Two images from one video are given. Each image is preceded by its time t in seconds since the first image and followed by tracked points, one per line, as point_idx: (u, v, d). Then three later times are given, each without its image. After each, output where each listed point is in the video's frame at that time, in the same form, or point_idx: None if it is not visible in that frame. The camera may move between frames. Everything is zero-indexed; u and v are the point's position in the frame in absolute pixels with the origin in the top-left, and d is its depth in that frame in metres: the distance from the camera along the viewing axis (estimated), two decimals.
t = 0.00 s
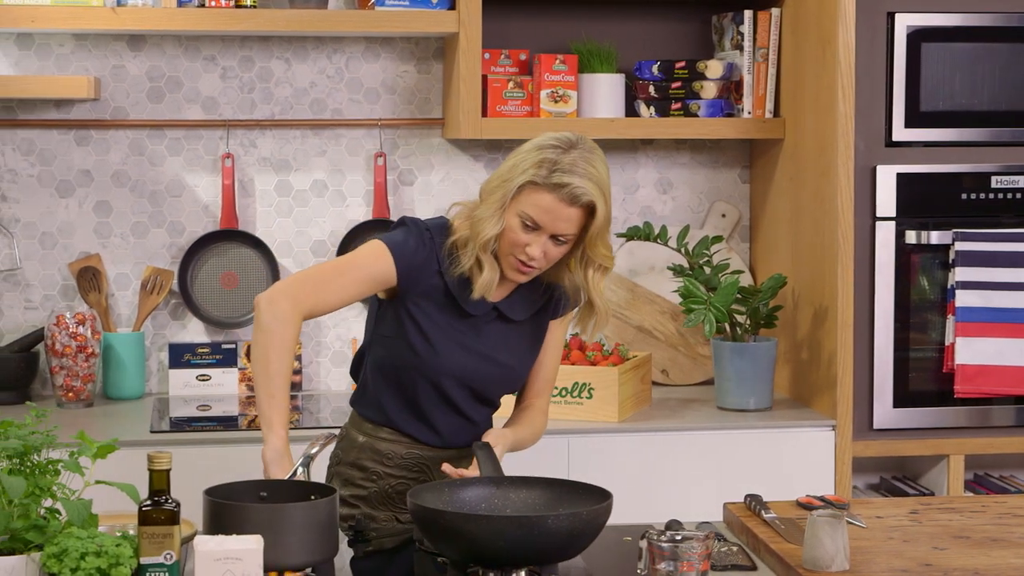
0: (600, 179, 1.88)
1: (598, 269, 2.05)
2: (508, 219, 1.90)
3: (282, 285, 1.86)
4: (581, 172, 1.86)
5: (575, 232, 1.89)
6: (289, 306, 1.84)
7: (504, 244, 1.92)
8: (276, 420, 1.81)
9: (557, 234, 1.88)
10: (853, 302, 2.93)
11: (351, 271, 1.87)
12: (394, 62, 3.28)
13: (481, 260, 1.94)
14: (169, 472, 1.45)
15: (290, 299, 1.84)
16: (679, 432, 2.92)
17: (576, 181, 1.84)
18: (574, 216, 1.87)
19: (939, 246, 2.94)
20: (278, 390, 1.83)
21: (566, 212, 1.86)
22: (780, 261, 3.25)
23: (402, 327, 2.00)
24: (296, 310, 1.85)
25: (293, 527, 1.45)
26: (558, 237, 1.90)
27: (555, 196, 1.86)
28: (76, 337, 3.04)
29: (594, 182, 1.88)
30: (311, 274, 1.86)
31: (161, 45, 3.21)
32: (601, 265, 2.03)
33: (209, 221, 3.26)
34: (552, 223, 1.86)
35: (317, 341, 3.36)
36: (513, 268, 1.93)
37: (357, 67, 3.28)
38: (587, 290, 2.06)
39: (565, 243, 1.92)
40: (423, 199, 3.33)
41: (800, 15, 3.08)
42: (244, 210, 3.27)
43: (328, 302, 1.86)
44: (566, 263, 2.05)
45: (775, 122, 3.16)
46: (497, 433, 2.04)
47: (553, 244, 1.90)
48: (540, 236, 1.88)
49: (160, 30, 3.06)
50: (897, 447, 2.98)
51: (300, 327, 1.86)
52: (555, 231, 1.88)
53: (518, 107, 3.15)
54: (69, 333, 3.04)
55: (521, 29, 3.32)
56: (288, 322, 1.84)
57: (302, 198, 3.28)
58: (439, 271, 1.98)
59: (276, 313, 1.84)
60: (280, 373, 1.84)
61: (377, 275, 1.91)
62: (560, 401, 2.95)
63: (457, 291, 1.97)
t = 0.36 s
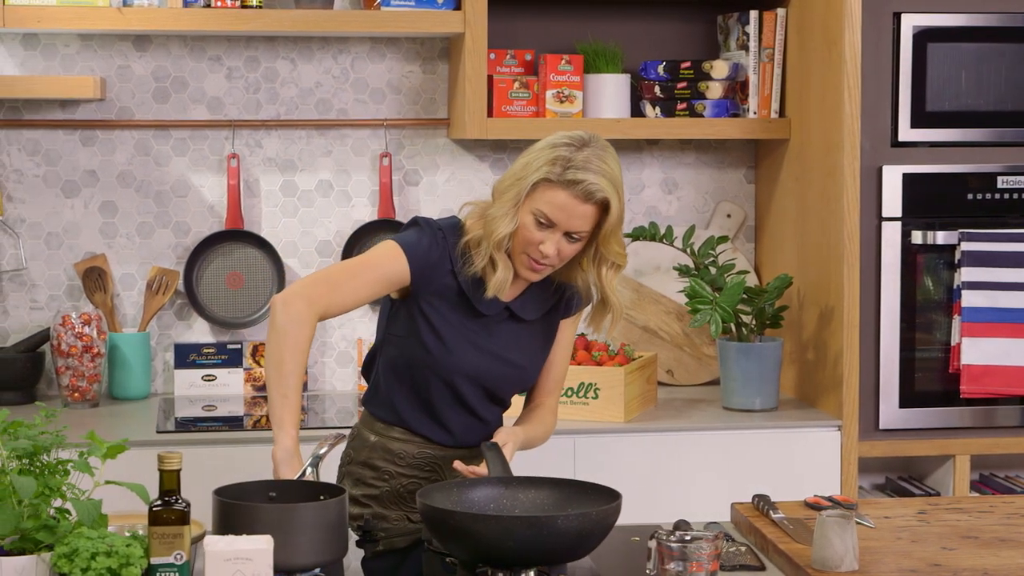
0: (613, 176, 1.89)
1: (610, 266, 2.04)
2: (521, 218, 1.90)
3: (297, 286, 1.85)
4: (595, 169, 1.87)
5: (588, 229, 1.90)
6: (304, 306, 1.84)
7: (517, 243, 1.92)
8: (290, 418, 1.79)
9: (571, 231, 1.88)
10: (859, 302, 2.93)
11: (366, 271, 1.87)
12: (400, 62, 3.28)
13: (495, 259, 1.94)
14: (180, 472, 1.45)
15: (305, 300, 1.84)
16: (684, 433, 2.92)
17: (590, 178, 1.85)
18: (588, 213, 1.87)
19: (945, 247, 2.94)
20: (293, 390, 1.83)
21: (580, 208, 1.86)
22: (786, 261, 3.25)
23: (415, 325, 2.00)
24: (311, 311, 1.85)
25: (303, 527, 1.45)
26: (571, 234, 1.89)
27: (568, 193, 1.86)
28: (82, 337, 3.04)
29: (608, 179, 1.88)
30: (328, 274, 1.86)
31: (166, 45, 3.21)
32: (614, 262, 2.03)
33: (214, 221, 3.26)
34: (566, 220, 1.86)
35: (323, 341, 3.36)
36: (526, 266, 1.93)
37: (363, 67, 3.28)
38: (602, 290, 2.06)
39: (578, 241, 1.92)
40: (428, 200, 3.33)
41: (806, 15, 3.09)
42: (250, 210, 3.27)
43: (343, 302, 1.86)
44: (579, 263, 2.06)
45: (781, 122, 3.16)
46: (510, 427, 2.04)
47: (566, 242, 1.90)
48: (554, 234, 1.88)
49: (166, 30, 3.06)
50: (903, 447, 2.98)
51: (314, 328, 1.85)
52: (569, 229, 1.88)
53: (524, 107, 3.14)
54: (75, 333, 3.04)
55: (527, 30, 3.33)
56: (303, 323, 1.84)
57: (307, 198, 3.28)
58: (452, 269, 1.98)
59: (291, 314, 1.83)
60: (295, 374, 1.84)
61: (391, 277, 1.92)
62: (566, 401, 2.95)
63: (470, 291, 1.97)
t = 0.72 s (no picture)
0: (609, 160, 1.90)
1: (608, 253, 2.04)
2: (519, 204, 1.91)
3: (297, 287, 1.85)
4: (590, 152, 1.88)
5: (586, 213, 1.90)
6: (305, 306, 1.84)
7: (515, 230, 1.92)
8: (294, 418, 1.79)
9: (568, 215, 1.89)
10: (862, 301, 2.93)
11: (367, 270, 1.88)
12: (403, 62, 3.28)
13: (493, 248, 1.95)
14: (186, 472, 1.45)
15: (306, 299, 1.84)
16: (688, 433, 2.92)
17: (586, 159, 1.86)
18: (584, 196, 1.88)
19: (949, 247, 2.94)
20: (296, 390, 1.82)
21: (577, 191, 1.87)
22: (789, 261, 3.25)
23: (419, 321, 2.01)
24: (313, 311, 1.85)
25: (309, 527, 1.45)
26: (569, 219, 1.90)
27: (565, 176, 1.87)
28: (85, 337, 3.04)
29: (604, 162, 1.89)
30: (328, 274, 1.86)
31: (169, 45, 3.21)
32: (612, 249, 2.03)
33: (218, 222, 3.26)
34: (564, 203, 1.87)
35: (326, 341, 3.36)
36: (524, 254, 1.94)
37: (366, 67, 3.28)
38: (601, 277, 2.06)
39: (576, 226, 1.92)
40: (432, 200, 3.33)
41: (809, 15, 3.09)
42: (253, 210, 3.27)
43: (345, 301, 1.87)
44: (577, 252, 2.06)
45: (784, 122, 3.16)
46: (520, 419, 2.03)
47: (564, 227, 1.90)
48: (552, 219, 1.89)
49: (170, 30, 3.06)
50: (906, 447, 2.98)
51: (316, 327, 1.85)
52: (567, 212, 1.88)
53: (528, 107, 3.14)
54: (78, 333, 3.03)
55: (530, 30, 3.33)
56: (304, 323, 1.84)
57: (311, 198, 3.29)
58: (454, 262, 1.98)
59: (293, 314, 1.83)
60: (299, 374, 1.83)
61: (391, 274, 1.92)
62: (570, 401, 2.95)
63: (470, 281, 1.98)
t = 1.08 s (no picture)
0: (601, 136, 1.91)
1: (605, 232, 2.02)
2: (513, 185, 1.91)
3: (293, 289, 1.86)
4: (582, 128, 1.89)
5: (580, 191, 1.90)
6: (303, 306, 1.85)
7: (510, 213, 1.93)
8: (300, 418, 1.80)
9: (563, 193, 1.89)
10: (866, 300, 2.93)
11: (363, 265, 1.89)
12: (407, 62, 3.28)
13: (490, 232, 1.95)
14: (193, 472, 1.45)
15: (304, 300, 1.85)
16: (691, 433, 2.92)
17: (578, 135, 1.87)
18: (578, 173, 1.89)
19: (952, 247, 2.94)
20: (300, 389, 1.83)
21: (570, 167, 1.87)
22: (792, 261, 3.25)
23: (419, 314, 2.01)
24: (311, 311, 1.86)
25: (316, 527, 1.45)
26: (564, 197, 1.90)
27: (557, 154, 1.88)
28: (89, 337, 3.04)
29: (597, 139, 1.90)
30: (324, 273, 1.87)
31: (173, 45, 3.21)
32: (609, 228, 2.01)
33: (221, 222, 3.26)
34: (558, 181, 1.87)
35: (330, 341, 3.36)
36: (520, 236, 1.92)
37: (369, 67, 3.28)
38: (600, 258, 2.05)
39: (572, 206, 1.92)
40: (435, 199, 3.33)
41: (813, 14, 3.09)
42: (257, 210, 3.27)
43: (343, 298, 1.88)
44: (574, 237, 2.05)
45: (788, 122, 3.15)
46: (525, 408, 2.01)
47: (560, 206, 1.90)
48: (546, 198, 1.89)
49: (173, 30, 3.06)
50: (910, 447, 2.98)
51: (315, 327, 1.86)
52: (561, 190, 1.88)
53: (531, 107, 3.14)
54: (82, 332, 3.03)
55: (533, 30, 3.33)
56: (303, 323, 1.85)
57: (314, 198, 3.29)
58: (450, 252, 1.99)
59: (291, 314, 1.84)
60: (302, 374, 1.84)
61: (388, 267, 1.93)
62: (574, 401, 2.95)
63: (464, 267, 1.98)
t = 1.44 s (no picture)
0: (596, 124, 1.91)
1: (602, 220, 2.01)
2: (509, 175, 1.92)
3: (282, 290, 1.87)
4: (577, 117, 1.90)
5: (577, 180, 1.91)
6: (294, 306, 1.85)
7: (507, 203, 1.93)
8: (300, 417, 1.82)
9: (560, 182, 1.89)
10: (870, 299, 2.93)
11: (353, 262, 1.90)
12: (411, 62, 3.28)
13: (486, 224, 1.95)
14: (201, 472, 1.45)
15: (294, 300, 1.85)
16: (696, 433, 2.92)
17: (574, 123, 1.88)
18: (574, 162, 1.89)
19: (957, 247, 2.94)
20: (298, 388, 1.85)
21: (566, 156, 1.88)
22: (797, 261, 3.25)
23: (417, 311, 2.02)
24: (302, 310, 1.86)
25: (323, 526, 1.45)
26: (561, 186, 1.90)
27: (553, 142, 1.88)
28: (94, 337, 3.04)
29: (593, 126, 1.91)
30: (313, 272, 1.88)
31: (177, 45, 3.21)
32: (605, 216, 2.00)
33: (226, 222, 3.26)
34: (555, 170, 1.88)
35: (334, 341, 3.36)
36: (518, 226, 1.92)
37: (374, 66, 3.28)
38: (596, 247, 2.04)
39: (569, 195, 1.92)
40: (440, 199, 3.33)
41: (817, 14, 3.09)
42: (261, 210, 3.27)
43: (334, 296, 1.89)
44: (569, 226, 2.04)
45: (793, 123, 3.16)
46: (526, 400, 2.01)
47: (557, 195, 1.91)
48: (543, 187, 1.89)
49: (178, 30, 3.06)
50: (915, 447, 2.98)
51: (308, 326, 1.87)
52: (558, 179, 1.89)
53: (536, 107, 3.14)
54: (87, 332, 3.03)
55: (537, 29, 3.33)
56: (295, 323, 1.85)
57: (318, 198, 3.29)
58: (445, 246, 1.99)
59: (282, 315, 1.84)
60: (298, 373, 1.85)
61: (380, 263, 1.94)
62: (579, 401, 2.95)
63: (459, 259, 1.99)
